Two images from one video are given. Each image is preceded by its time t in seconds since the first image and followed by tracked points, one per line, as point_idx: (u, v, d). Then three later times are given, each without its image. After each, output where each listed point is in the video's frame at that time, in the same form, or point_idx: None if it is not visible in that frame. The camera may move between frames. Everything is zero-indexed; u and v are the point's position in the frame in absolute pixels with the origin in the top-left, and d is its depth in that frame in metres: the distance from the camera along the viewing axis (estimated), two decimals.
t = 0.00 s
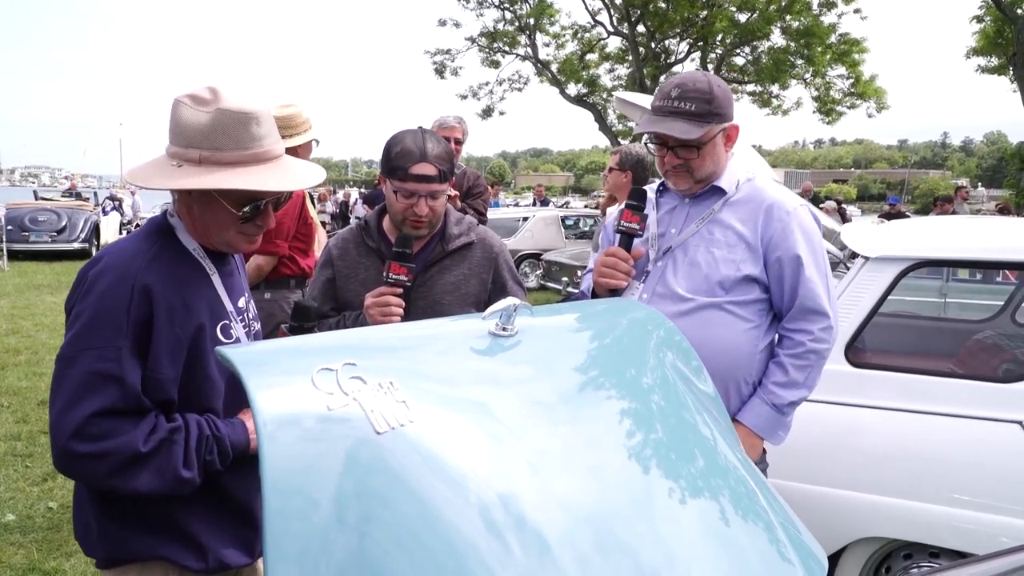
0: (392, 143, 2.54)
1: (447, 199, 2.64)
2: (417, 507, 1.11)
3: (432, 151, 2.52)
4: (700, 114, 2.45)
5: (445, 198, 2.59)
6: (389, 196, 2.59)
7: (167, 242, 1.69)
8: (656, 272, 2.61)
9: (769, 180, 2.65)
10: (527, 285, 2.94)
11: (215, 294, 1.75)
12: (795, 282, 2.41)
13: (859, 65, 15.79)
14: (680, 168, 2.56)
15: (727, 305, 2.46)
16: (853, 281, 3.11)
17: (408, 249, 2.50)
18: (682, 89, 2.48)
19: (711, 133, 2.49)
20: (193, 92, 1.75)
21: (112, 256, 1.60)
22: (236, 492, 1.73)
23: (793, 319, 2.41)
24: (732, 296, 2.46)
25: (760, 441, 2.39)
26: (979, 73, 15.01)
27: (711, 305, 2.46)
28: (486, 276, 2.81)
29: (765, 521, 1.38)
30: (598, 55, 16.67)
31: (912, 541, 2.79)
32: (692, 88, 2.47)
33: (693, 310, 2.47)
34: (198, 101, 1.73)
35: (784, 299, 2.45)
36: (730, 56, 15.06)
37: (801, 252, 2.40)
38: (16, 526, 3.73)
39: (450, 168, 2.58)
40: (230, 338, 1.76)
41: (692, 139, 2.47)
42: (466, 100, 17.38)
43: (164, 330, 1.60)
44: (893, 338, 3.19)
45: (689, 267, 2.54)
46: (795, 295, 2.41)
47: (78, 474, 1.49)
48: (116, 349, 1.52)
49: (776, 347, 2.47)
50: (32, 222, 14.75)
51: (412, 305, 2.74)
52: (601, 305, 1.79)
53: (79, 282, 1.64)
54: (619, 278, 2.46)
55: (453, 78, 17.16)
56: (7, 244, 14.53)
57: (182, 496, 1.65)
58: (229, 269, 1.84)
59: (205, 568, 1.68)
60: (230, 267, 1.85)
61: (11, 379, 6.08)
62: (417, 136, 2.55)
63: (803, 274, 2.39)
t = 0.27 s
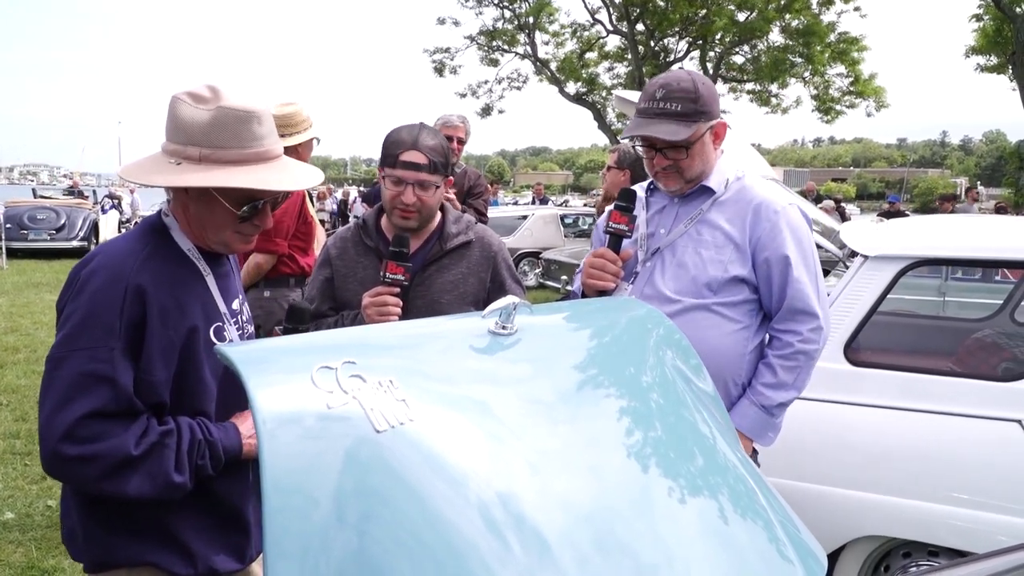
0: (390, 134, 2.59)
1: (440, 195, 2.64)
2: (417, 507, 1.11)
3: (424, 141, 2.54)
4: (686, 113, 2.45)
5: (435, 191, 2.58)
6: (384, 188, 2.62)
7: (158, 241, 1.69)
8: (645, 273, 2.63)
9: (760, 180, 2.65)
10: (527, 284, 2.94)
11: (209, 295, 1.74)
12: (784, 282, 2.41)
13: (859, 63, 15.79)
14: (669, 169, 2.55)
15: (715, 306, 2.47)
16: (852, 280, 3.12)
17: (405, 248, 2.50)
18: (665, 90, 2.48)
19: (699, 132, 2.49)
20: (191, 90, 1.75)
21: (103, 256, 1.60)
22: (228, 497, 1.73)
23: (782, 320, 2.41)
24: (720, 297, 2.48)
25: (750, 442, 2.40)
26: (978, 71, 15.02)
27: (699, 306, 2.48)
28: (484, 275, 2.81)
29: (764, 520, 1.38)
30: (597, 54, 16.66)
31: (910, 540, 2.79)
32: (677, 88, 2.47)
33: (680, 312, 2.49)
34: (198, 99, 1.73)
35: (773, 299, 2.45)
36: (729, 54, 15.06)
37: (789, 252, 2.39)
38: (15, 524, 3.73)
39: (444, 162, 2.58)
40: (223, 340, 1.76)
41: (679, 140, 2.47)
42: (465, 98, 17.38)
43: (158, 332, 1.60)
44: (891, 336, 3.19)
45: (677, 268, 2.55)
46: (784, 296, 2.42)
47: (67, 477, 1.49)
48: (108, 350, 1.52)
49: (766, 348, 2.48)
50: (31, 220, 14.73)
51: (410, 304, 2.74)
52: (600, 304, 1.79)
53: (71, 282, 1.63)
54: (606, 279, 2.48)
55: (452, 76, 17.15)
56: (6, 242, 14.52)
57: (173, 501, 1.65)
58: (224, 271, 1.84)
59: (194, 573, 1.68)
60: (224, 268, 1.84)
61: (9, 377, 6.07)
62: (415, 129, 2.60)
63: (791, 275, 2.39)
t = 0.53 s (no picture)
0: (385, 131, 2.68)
1: (433, 188, 2.64)
2: (416, 507, 1.12)
3: (413, 133, 2.60)
4: (677, 113, 2.46)
5: (424, 181, 2.59)
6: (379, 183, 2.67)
7: (156, 241, 1.68)
8: (636, 272, 2.63)
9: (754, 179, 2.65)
10: (525, 283, 2.94)
11: (207, 295, 1.74)
12: (775, 281, 2.40)
13: (858, 62, 15.79)
14: (662, 168, 2.55)
15: (705, 305, 2.47)
16: (850, 278, 3.12)
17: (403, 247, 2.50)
18: (656, 89, 2.49)
19: (690, 131, 2.49)
20: (188, 90, 1.73)
21: (102, 257, 1.59)
22: (230, 498, 1.73)
23: (773, 319, 2.41)
24: (710, 296, 2.48)
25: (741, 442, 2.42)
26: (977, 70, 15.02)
27: (690, 305, 2.48)
28: (482, 273, 2.81)
29: (763, 519, 1.38)
30: (597, 52, 16.66)
31: (909, 539, 2.80)
32: (667, 88, 2.47)
33: (671, 311, 2.49)
34: (198, 99, 1.72)
35: (764, 298, 2.45)
36: (729, 53, 15.05)
37: (780, 252, 2.39)
38: (14, 523, 3.73)
39: (435, 154, 2.62)
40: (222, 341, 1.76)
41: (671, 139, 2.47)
42: (465, 97, 17.38)
43: (158, 334, 1.60)
44: (890, 335, 3.19)
45: (668, 267, 2.55)
46: (774, 296, 2.42)
47: (71, 482, 1.49)
48: (110, 353, 1.51)
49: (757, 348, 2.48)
50: (30, 219, 14.73)
51: (408, 302, 2.74)
52: (598, 303, 1.79)
53: (67, 284, 1.62)
54: (597, 279, 2.49)
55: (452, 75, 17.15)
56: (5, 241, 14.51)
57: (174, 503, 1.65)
58: (220, 270, 1.84)
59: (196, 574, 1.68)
60: (219, 268, 1.84)
61: (8, 376, 6.07)
62: (408, 125, 2.67)
63: (782, 274, 2.38)
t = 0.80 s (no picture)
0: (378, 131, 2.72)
1: (428, 182, 2.66)
2: (416, 506, 1.12)
3: (405, 128, 2.64)
4: (674, 111, 2.47)
5: (418, 174, 2.61)
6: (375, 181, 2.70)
7: (164, 243, 1.67)
8: (631, 271, 2.63)
9: (750, 179, 2.65)
10: (524, 282, 2.94)
11: (214, 295, 1.74)
12: (770, 281, 2.41)
13: (857, 62, 15.80)
14: (659, 168, 2.55)
15: (701, 305, 2.47)
16: (849, 278, 3.12)
17: (400, 246, 2.50)
18: (653, 88, 2.49)
19: (686, 130, 2.49)
20: (192, 92, 1.70)
21: (112, 260, 1.57)
22: (239, 498, 1.73)
23: (768, 319, 2.41)
24: (705, 296, 2.48)
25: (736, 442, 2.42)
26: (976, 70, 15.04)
27: (685, 305, 2.48)
28: (481, 273, 2.81)
29: (761, 518, 1.38)
30: (596, 52, 16.66)
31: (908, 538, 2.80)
32: (664, 86, 2.48)
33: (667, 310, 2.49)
34: (207, 101, 1.70)
35: (759, 298, 2.45)
36: (728, 53, 15.06)
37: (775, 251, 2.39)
38: (13, 522, 3.73)
39: (428, 148, 2.65)
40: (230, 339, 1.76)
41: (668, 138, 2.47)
42: (464, 97, 17.38)
43: (173, 336, 1.60)
44: (889, 335, 3.19)
45: (664, 267, 2.55)
46: (770, 297, 2.42)
47: (92, 489, 1.47)
48: (128, 359, 1.49)
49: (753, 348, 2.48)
50: (29, 218, 14.73)
51: (407, 302, 2.74)
52: (597, 303, 1.79)
53: (75, 288, 1.58)
54: (592, 278, 2.49)
55: (451, 75, 17.15)
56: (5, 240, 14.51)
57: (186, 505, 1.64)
58: (221, 268, 1.84)
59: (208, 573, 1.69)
60: (221, 265, 1.84)
61: (7, 375, 6.07)
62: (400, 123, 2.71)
63: (778, 274, 2.39)
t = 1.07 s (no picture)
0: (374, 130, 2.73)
1: (422, 180, 2.66)
2: (417, 506, 1.12)
3: (399, 127, 2.64)
4: (675, 110, 2.47)
5: (412, 172, 2.61)
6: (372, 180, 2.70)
7: (174, 242, 1.66)
8: (631, 271, 2.63)
9: (750, 179, 2.65)
10: (523, 281, 2.94)
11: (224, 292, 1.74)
12: (771, 281, 2.41)
13: (857, 61, 15.80)
14: (661, 167, 2.55)
15: (700, 305, 2.47)
16: (849, 278, 3.12)
17: (399, 245, 2.50)
18: (654, 86, 2.50)
19: (688, 129, 2.50)
20: (203, 96, 1.68)
21: (129, 261, 1.54)
22: (249, 494, 1.73)
23: (769, 320, 2.41)
24: (705, 296, 2.48)
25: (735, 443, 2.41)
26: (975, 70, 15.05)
27: (685, 305, 2.48)
28: (480, 273, 2.81)
29: (760, 517, 1.38)
30: (596, 52, 16.66)
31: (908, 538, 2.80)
32: (665, 85, 2.48)
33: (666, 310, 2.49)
34: (219, 103, 1.69)
35: (760, 299, 2.46)
36: (728, 53, 15.06)
37: (775, 252, 2.40)
38: (13, 522, 3.73)
39: (422, 146, 2.64)
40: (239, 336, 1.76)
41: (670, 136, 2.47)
42: (464, 97, 17.39)
43: (192, 335, 1.60)
44: (889, 335, 3.19)
45: (664, 267, 2.55)
46: (770, 298, 2.42)
47: (118, 490, 1.46)
48: (151, 359, 1.48)
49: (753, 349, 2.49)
50: (29, 218, 14.73)
51: (406, 302, 2.74)
52: (597, 303, 1.79)
53: (86, 289, 1.55)
54: (592, 278, 2.50)
55: (451, 75, 17.16)
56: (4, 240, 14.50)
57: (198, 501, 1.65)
58: (225, 265, 1.83)
59: (218, 568, 1.70)
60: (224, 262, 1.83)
61: (7, 375, 6.07)
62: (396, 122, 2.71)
63: (778, 274, 2.39)
